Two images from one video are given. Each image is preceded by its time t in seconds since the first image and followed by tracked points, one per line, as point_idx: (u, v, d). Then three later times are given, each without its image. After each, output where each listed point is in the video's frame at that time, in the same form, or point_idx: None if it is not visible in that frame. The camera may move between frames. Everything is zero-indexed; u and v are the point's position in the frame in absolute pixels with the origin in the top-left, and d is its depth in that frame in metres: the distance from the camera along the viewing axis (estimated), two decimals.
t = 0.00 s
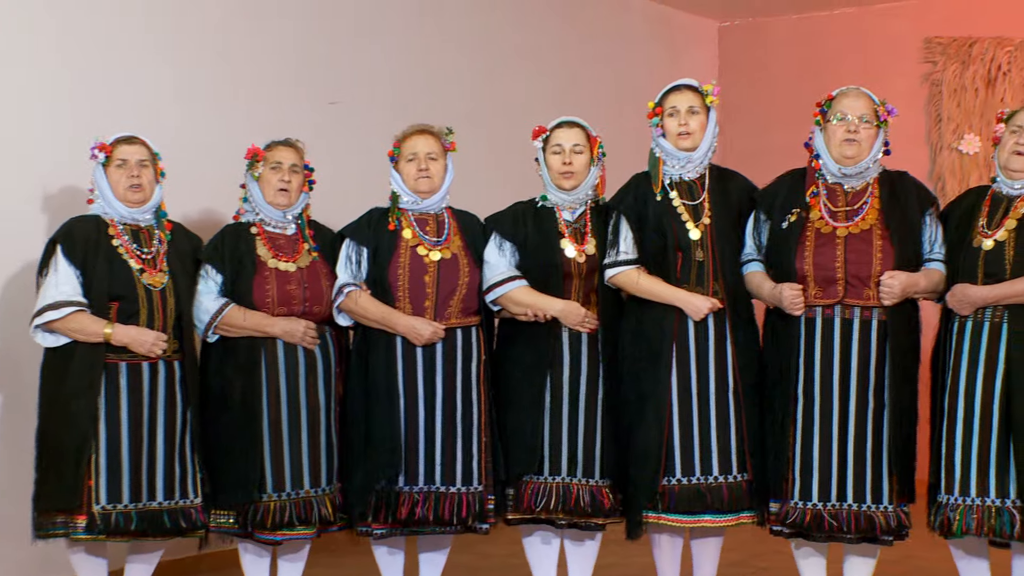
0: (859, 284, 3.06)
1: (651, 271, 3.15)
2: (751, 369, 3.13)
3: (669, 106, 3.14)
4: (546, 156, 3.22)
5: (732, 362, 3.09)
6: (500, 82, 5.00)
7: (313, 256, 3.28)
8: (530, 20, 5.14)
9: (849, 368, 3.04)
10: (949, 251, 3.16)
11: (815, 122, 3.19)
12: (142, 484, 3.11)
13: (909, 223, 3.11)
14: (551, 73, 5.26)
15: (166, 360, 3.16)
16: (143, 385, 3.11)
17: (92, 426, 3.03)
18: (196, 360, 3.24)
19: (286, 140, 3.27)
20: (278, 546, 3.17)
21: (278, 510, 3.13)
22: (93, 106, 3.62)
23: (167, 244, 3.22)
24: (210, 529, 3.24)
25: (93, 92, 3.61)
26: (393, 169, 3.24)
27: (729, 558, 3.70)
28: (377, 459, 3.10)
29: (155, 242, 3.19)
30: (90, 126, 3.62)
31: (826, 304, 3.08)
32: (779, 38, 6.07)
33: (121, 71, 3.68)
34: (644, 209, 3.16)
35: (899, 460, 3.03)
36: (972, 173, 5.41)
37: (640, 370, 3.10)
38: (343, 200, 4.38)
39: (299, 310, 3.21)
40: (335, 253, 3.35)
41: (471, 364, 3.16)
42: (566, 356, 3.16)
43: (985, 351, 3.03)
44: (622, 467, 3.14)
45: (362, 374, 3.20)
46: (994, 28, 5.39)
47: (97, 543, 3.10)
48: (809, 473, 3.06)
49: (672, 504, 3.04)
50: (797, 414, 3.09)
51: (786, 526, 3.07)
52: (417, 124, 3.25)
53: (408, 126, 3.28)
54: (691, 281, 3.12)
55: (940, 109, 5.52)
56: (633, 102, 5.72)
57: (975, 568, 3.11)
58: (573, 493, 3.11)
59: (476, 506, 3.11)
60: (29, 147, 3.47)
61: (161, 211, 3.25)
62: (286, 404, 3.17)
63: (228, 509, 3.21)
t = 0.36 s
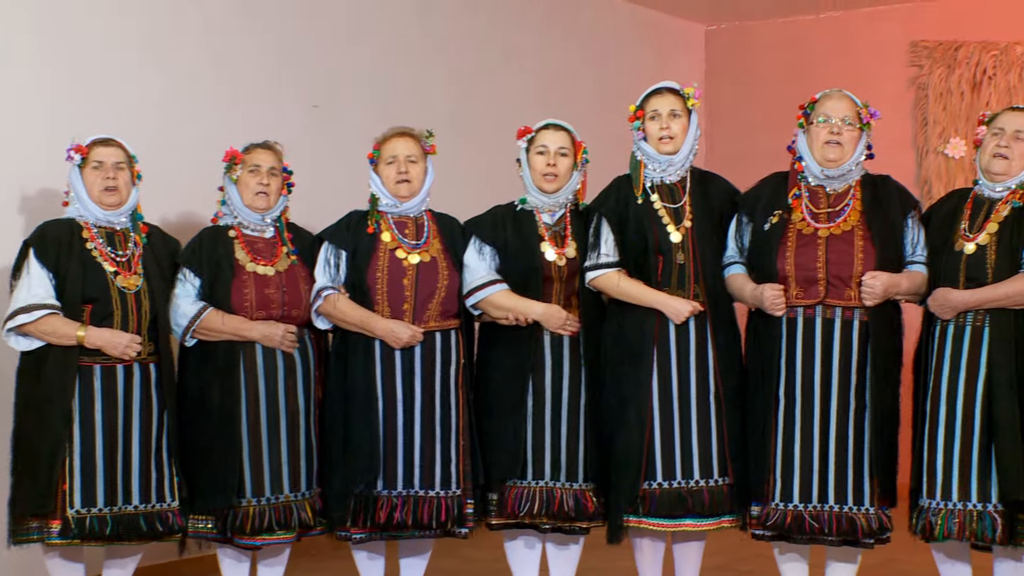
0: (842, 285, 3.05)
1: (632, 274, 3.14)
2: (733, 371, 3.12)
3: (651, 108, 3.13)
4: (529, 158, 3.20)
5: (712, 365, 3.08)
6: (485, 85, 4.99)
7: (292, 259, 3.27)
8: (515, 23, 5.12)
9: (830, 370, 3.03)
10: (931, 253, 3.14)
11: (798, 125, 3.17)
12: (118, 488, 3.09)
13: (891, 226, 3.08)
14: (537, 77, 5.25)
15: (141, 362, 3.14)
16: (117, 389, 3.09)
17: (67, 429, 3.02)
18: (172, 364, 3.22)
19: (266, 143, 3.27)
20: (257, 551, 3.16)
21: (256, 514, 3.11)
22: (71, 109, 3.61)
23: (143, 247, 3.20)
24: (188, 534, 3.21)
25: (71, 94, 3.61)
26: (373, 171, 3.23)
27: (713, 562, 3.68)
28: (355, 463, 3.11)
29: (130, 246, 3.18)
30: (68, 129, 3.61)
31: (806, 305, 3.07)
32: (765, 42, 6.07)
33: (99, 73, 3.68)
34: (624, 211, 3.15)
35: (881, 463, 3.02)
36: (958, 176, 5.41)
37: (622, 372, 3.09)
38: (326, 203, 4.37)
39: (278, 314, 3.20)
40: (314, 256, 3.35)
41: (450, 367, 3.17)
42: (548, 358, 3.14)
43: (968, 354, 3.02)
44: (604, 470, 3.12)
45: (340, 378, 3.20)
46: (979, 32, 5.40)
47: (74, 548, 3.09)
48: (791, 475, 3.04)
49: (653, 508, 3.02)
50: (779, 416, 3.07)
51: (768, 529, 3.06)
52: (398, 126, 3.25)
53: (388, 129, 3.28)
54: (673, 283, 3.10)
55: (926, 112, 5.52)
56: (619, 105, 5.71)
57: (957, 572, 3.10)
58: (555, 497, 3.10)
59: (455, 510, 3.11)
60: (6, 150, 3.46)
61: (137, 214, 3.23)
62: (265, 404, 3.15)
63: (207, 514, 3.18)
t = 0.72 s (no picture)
0: (823, 287, 3.03)
1: (611, 276, 3.12)
2: (712, 374, 3.10)
3: (630, 110, 3.12)
4: (506, 159, 3.19)
5: (693, 367, 3.07)
6: (469, 88, 4.98)
7: (269, 261, 3.25)
8: (498, 25, 5.11)
9: (811, 373, 3.01)
10: (910, 257, 3.13)
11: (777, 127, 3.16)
12: (99, 493, 3.06)
13: (870, 229, 3.07)
14: (520, 79, 5.24)
15: (122, 366, 3.12)
16: (99, 392, 3.07)
17: (49, 432, 2.99)
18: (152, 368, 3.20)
19: (243, 145, 3.26)
20: (234, 555, 3.13)
21: (234, 519, 3.09)
22: (49, 110, 3.59)
23: (122, 251, 3.19)
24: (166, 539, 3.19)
25: (49, 95, 3.59)
26: (350, 173, 3.22)
27: (695, 566, 3.67)
28: (333, 468, 3.10)
29: (109, 248, 3.15)
30: (45, 130, 3.59)
31: (786, 308, 3.05)
32: (750, 45, 6.07)
33: (77, 75, 3.66)
34: (602, 214, 3.13)
35: (861, 466, 3.00)
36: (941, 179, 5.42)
37: (600, 376, 3.08)
38: (307, 206, 4.36)
39: (254, 317, 3.18)
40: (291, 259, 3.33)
41: (428, 369, 3.16)
42: (526, 361, 3.13)
43: (945, 357, 3.02)
44: (583, 474, 3.11)
45: (318, 381, 3.18)
46: (961, 35, 5.42)
47: (50, 554, 3.05)
48: (772, 479, 3.02)
49: (632, 511, 3.01)
50: (761, 419, 3.05)
51: (748, 532, 3.04)
52: (375, 128, 3.23)
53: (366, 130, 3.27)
54: (652, 285, 3.09)
55: (910, 115, 5.52)
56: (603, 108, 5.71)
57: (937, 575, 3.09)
58: (534, 501, 3.08)
59: (433, 513, 3.09)
60: None
61: (117, 217, 3.20)
62: (242, 409, 3.13)
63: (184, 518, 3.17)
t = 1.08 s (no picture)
0: (804, 289, 3.02)
1: (590, 278, 3.12)
2: (691, 376, 3.10)
3: (609, 111, 3.11)
4: (483, 161, 3.18)
5: (672, 369, 3.06)
6: (452, 89, 4.97)
7: (248, 262, 3.24)
8: (482, 26, 5.11)
9: (789, 375, 3.00)
10: (890, 259, 3.14)
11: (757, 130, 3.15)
12: (83, 495, 3.04)
13: (850, 231, 3.06)
14: (504, 80, 5.23)
15: (105, 368, 3.10)
16: (82, 396, 3.05)
17: (30, 434, 2.97)
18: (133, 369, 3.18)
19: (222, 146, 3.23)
20: (213, 558, 3.12)
21: (213, 522, 3.08)
22: (26, 110, 3.58)
23: (103, 252, 3.16)
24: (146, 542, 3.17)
25: (26, 96, 3.57)
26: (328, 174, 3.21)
27: (678, 568, 3.66)
28: (313, 470, 3.07)
29: (90, 249, 3.13)
30: (25, 130, 3.58)
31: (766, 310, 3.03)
32: (735, 46, 6.08)
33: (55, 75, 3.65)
34: (581, 216, 3.12)
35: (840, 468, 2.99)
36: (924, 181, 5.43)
37: (580, 377, 3.08)
38: (289, 207, 4.35)
39: (234, 319, 3.17)
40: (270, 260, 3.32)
41: (407, 371, 3.15)
42: (506, 363, 3.12)
43: (923, 362, 3.02)
44: (563, 475, 3.10)
45: (297, 383, 3.17)
46: (945, 38, 5.42)
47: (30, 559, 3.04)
48: (751, 481, 3.01)
49: (610, 514, 3.00)
50: (740, 420, 3.04)
51: (727, 534, 3.03)
52: (353, 129, 3.22)
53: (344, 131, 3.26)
54: (632, 287, 3.08)
55: (893, 117, 5.53)
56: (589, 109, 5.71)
57: None
58: (514, 503, 3.08)
59: (413, 516, 3.09)
60: None
61: (96, 218, 3.17)
62: (222, 412, 3.11)
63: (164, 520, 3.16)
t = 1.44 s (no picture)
0: (785, 289, 3.01)
1: (572, 277, 3.11)
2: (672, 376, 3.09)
3: (591, 109, 3.10)
4: (463, 159, 3.18)
5: (654, 368, 3.05)
6: (437, 87, 4.96)
7: (230, 260, 3.22)
8: (467, 24, 5.10)
9: (772, 375, 2.99)
10: (872, 258, 3.12)
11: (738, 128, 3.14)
12: (65, 495, 3.02)
13: (832, 230, 3.05)
14: (489, 79, 5.22)
15: (86, 366, 3.08)
16: (64, 394, 3.03)
17: (12, 433, 2.95)
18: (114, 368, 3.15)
19: (202, 143, 3.22)
20: (193, 558, 3.10)
21: (194, 522, 3.06)
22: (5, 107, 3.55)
23: (82, 249, 3.14)
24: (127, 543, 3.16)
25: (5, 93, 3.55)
26: (309, 172, 3.20)
27: (659, 567, 3.66)
28: (293, 471, 3.07)
29: (70, 247, 3.11)
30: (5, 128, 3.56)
31: (747, 310, 3.03)
32: (721, 45, 6.07)
33: (35, 71, 3.62)
34: (562, 215, 3.12)
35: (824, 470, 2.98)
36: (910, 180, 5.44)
37: (562, 377, 3.07)
38: (272, 206, 4.33)
39: (215, 318, 3.14)
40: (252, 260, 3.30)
41: (389, 370, 3.14)
42: (489, 363, 3.11)
43: (905, 360, 3.02)
44: (546, 474, 3.10)
45: (278, 382, 3.15)
46: (930, 37, 5.43)
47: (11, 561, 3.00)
48: (732, 480, 3.01)
49: (591, 513, 3.00)
50: (721, 421, 3.04)
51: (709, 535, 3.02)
52: (334, 127, 3.22)
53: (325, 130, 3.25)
54: (614, 286, 3.08)
55: (879, 116, 5.54)
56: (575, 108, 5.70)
57: None
58: (498, 503, 3.07)
59: (393, 515, 3.08)
60: None
61: (75, 216, 3.16)
62: (203, 412, 3.10)
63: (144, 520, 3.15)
